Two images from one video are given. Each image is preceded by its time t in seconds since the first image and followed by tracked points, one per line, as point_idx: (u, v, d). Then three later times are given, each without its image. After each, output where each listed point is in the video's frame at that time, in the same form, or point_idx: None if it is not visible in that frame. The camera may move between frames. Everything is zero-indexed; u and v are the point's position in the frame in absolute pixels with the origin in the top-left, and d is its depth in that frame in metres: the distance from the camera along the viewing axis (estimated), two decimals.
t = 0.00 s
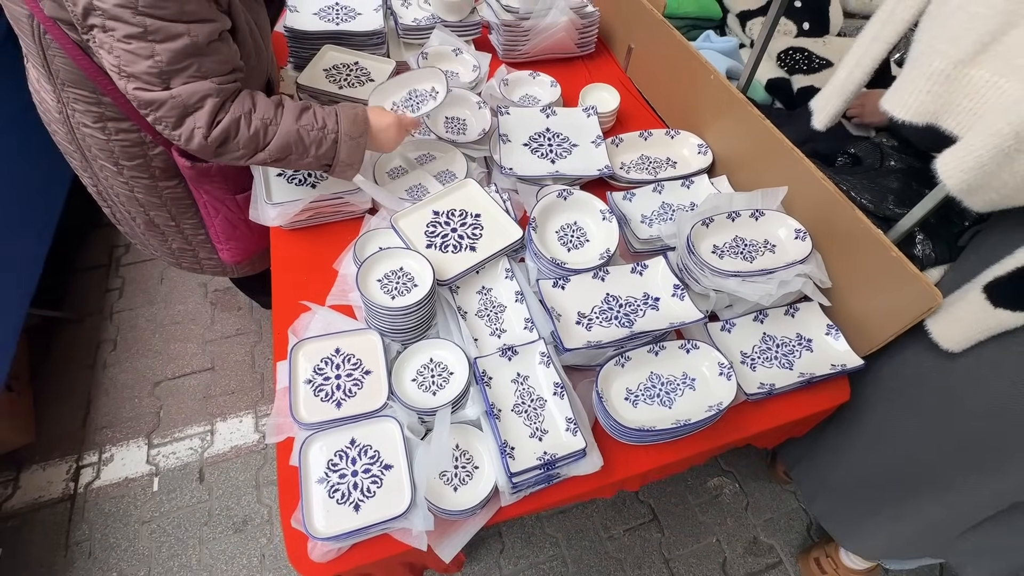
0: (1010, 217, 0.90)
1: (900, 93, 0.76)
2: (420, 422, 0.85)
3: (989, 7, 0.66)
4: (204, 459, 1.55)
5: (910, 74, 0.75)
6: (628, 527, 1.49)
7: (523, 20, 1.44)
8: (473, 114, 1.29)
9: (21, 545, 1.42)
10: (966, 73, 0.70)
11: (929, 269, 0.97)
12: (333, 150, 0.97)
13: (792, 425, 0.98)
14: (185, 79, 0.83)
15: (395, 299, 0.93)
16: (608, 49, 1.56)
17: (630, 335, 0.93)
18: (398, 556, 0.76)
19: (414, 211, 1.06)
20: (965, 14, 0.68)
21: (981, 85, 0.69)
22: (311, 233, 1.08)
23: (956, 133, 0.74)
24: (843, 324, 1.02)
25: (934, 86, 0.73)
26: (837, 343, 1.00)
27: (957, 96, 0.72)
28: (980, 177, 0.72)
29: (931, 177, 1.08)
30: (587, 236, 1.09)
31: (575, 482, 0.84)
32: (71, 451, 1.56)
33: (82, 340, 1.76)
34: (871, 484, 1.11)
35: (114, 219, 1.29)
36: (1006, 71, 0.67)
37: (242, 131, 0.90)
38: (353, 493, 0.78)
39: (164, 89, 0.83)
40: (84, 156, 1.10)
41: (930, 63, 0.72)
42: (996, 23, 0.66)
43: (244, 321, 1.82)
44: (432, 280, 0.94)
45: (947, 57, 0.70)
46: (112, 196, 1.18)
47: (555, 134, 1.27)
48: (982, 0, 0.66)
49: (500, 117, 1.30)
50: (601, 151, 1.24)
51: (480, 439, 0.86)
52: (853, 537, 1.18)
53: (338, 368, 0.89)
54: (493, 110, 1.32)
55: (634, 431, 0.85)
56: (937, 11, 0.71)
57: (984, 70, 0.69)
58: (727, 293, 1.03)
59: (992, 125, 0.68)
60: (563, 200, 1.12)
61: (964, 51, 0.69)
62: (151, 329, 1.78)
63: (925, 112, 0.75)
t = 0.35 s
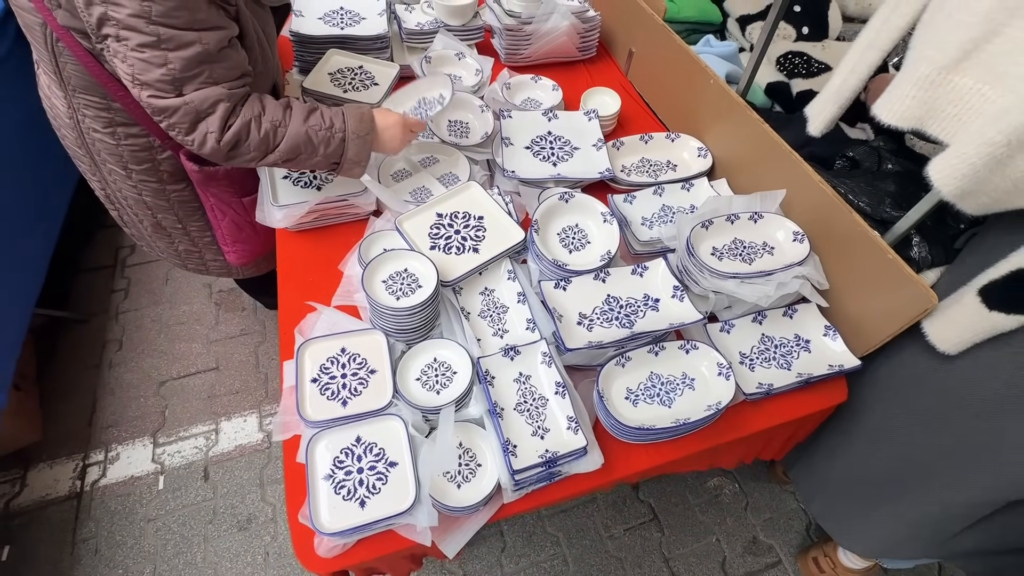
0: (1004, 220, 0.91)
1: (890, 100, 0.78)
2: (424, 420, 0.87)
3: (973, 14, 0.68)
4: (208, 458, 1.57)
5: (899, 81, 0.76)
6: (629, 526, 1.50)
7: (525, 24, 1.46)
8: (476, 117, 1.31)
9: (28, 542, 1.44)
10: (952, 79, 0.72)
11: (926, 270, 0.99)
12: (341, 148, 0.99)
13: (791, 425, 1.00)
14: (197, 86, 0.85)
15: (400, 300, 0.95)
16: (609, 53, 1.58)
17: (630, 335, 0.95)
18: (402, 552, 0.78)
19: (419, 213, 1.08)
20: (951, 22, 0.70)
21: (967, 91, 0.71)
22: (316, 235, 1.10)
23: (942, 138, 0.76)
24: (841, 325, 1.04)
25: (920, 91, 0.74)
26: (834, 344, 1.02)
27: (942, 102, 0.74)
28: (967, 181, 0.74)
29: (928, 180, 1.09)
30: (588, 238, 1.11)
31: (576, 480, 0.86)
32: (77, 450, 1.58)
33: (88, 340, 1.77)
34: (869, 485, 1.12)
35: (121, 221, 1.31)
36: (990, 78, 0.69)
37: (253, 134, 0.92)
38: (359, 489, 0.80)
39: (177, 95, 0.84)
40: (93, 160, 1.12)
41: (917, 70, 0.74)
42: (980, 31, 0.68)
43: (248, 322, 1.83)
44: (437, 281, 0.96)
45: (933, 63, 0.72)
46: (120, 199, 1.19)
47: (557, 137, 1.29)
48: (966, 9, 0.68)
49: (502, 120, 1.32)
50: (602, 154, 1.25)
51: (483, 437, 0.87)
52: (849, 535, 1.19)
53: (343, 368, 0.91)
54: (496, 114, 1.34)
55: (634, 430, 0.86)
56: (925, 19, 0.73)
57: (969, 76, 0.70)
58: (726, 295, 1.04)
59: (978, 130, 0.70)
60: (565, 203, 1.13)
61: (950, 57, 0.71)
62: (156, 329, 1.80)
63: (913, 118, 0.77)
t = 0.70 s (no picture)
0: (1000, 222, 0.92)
1: (888, 101, 0.80)
2: (427, 419, 0.88)
3: (969, 21, 0.69)
4: (211, 458, 1.58)
5: (897, 83, 0.78)
6: (629, 526, 1.51)
7: (526, 28, 1.47)
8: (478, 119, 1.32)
9: (32, 542, 1.45)
10: (950, 83, 0.73)
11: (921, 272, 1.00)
12: (357, 163, 1.02)
13: (789, 424, 1.01)
14: (216, 86, 0.86)
15: (403, 300, 0.96)
16: (610, 56, 1.59)
17: (630, 335, 0.96)
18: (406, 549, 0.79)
19: (421, 215, 1.09)
20: (948, 28, 0.71)
21: (964, 95, 0.72)
22: (319, 236, 1.11)
23: (940, 140, 0.77)
24: (839, 325, 1.05)
25: (918, 96, 0.76)
26: (832, 344, 1.03)
27: (940, 105, 0.75)
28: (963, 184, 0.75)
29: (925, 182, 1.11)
30: (589, 240, 1.12)
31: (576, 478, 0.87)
32: (81, 450, 1.59)
33: (91, 341, 1.78)
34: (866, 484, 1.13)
35: (124, 223, 1.32)
36: (987, 82, 0.70)
37: (272, 138, 0.93)
38: (363, 487, 0.81)
39: (197, 96, 0.85)
40: (101, 162, 1.13)
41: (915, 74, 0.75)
42: (976, 36, 0.69)
43: (250, 323, 1.85)
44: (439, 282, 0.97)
45: (931, 68, 0.73)
46: (125, 200, 1.20)
47: (557, 139, 1.30)
48: (963, 15, 0.69)
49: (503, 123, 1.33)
50: (602, 156, 1.26)
51: (485, 436, 0.88)
52: (846, 534, 1.21)
53: (347, 367, 0.92)
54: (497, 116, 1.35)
55: (634, 429, 0.87)
56: (922, 24, 0.75)
57: (966, 80, 0.72)
58: (725, 295, 1.05)
59: (974, 133, 0.71)
60: (566, 204, 1.14)
61: (947, 62, 0.72)
62: (159, 330, 1.81)
63: (911, 121, 0.78)
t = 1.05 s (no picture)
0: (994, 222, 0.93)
1: (883, 102, 0.80)
2: (426, 417, 0.89)
3: (963, 22, 0.70)
4: (211, 458, 1.58)
5: (892, 83, 0.78)
6: (627, 525, 1.52)
7: (525, 30, 1.48)
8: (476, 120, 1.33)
9: (33, 541, 1.46)
10: (945, 83, 0.74)
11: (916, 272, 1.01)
12: (369, 153, 1.04)
13: (785, 422, 1.02)
14: (235, 86, 0.87)
15: (402, 299, 0.97)
16: (608, 57, 1.60)
17: (628, 334, 0.97)
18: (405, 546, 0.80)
19: (420, 215, 1.10)
20: (943, 29, 0.71)
21: (958, 96, 0.73)
22: (319, 236, 1.12)
23: (936, 140, 0.78)
24: (835, 325, 1.05)
25: (914, 96, 0.76)
26: (828, 343, 1.04)
27: (935, 105, 0.76)
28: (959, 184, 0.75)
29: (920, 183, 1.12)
30: (587, 239, 1.13)
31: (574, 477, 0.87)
32: (82, 450, 1.59)
33: (92, 341, 1.79)
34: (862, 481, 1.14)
35: (126, 222, 1.33)
36: (981, 82, 0.71)
37: (289, 134, 0.95)
38: (363, 484, 0.82)
39: (217, 96, 0.87)
40: (105, 161, 1.14)
41: (911, 75, 0.76)
42: (971, 38, 0.70)
43: (250, 323, 1.85)
44: (438, 282, 0.98)
45: (926, 69, 0.74)
46: (128, 200, 1.21)
47: (556, 140, 1.31)
48: (957, 17, 0.70)
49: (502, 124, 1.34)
50: (600, 157, 1.27)
51: (483, 433, 0.89)
52: (841, 532, 1.21)
53: (347, 366, 0.93)
54: (496, 117, 1.36)
55: (632, 427, 0.88)
56: (917, 25, 0.75)
57: (962, 80, 0.72)
58: (722, 294, 1.06)
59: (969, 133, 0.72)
60: (565, 204, 1.15)
61: (942, 63, 0.73)
62: (160, 330, 1.82)
63: (906, 122, 0.78)
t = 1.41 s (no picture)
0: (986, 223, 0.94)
1: (874, 104, 0.81)
2: (423, 418, 0.89)
3: (952, 26, 0.70)
4: (208, 461, 1.58)
5: (882, 86, 0.79)
6: (625, 527, 1.52)
7: (521, 33, 1.49)
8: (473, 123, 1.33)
9: (28, 546, 1.45)
10: (934, 86, 0.74)
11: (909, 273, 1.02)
12: (392, 132, 1.06)
13: (781, 423, 1.02)
14: (262, 76, 0.89)
15: (399, 301, 0.97)
16: (604, 60, 1.61)
17: (624, 335, 0.97)
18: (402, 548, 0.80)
19: (417, 217, 1.10)
20: (932, 32, 0.72)
21: (947, 99, 0.74)
22: (316, 239, 1.12)
23: (926, 142, 0.78)
24: (830, 325, 1.06)
25: (904, 99, 0.77)
26: (823, 344, 1.04)
27: (925, 107, 0.76)
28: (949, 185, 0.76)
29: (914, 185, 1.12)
30: (583, 241, 1.14)
31: (572, 477, 0.88)
32: (78, 454, 1.59)
33: (88, 345, 1.79)
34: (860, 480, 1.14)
35: (122, 224, 1.33)
36: (970, 85, 0.72)
37: (320, 120, 0.96)
38: (359, 486, 0.82)
39: (248, 87, 0.88)
40: (102, 164, 1.14)
41: (901, 78, 0.76)
42: (960, 41, 0.70)
43: (248, 326, 1.85)
44: (435, 283, 0.98)
45: (916, 72, 0.74)
46: (125, 201, 1.21)
47: (553, 142, 1.31)
48: (946, 20, 0.71)
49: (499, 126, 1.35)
50: (597, 159, 1.28)
51: (479, 435, 0.89)
52: (837, 534, 1.21)
53: (344, 368, 0.93)
54: (493, 120, 1.36)
55: (627, 428, 0.88)
56: (907, 28, 0.76)
57: (951, 83, 0.73)
58: (717, 296, 1.06)
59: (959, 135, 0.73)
60: (561, 206, 1.16)
61: (931, 66, 0.73)
62: (156, 333, 1.82)
63: (897, 124, 0.79)
